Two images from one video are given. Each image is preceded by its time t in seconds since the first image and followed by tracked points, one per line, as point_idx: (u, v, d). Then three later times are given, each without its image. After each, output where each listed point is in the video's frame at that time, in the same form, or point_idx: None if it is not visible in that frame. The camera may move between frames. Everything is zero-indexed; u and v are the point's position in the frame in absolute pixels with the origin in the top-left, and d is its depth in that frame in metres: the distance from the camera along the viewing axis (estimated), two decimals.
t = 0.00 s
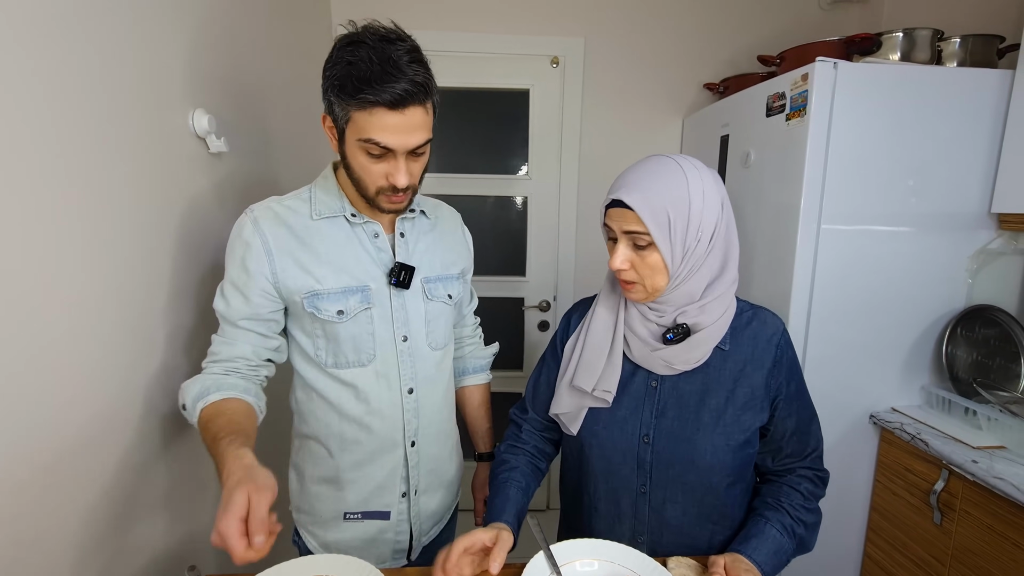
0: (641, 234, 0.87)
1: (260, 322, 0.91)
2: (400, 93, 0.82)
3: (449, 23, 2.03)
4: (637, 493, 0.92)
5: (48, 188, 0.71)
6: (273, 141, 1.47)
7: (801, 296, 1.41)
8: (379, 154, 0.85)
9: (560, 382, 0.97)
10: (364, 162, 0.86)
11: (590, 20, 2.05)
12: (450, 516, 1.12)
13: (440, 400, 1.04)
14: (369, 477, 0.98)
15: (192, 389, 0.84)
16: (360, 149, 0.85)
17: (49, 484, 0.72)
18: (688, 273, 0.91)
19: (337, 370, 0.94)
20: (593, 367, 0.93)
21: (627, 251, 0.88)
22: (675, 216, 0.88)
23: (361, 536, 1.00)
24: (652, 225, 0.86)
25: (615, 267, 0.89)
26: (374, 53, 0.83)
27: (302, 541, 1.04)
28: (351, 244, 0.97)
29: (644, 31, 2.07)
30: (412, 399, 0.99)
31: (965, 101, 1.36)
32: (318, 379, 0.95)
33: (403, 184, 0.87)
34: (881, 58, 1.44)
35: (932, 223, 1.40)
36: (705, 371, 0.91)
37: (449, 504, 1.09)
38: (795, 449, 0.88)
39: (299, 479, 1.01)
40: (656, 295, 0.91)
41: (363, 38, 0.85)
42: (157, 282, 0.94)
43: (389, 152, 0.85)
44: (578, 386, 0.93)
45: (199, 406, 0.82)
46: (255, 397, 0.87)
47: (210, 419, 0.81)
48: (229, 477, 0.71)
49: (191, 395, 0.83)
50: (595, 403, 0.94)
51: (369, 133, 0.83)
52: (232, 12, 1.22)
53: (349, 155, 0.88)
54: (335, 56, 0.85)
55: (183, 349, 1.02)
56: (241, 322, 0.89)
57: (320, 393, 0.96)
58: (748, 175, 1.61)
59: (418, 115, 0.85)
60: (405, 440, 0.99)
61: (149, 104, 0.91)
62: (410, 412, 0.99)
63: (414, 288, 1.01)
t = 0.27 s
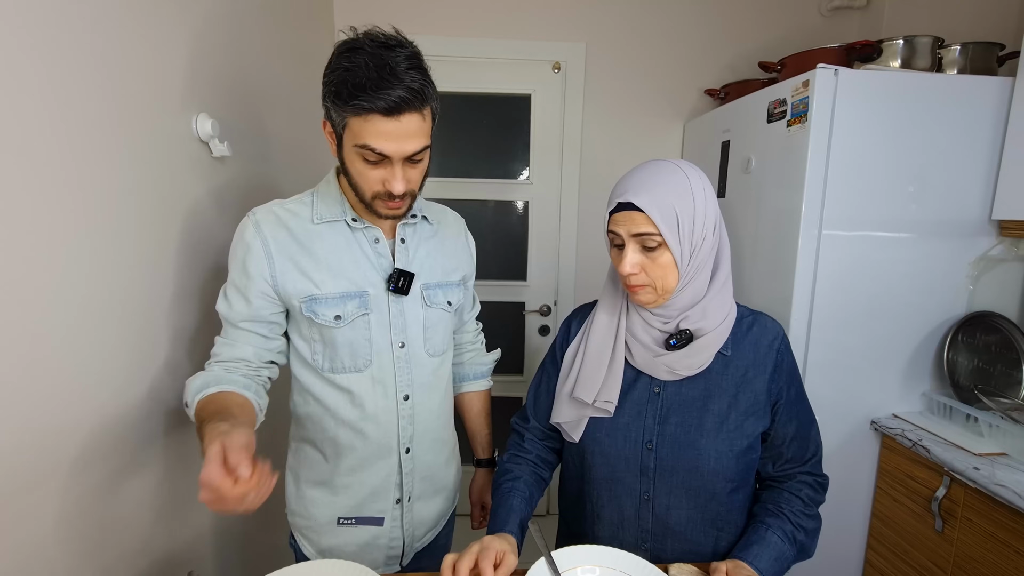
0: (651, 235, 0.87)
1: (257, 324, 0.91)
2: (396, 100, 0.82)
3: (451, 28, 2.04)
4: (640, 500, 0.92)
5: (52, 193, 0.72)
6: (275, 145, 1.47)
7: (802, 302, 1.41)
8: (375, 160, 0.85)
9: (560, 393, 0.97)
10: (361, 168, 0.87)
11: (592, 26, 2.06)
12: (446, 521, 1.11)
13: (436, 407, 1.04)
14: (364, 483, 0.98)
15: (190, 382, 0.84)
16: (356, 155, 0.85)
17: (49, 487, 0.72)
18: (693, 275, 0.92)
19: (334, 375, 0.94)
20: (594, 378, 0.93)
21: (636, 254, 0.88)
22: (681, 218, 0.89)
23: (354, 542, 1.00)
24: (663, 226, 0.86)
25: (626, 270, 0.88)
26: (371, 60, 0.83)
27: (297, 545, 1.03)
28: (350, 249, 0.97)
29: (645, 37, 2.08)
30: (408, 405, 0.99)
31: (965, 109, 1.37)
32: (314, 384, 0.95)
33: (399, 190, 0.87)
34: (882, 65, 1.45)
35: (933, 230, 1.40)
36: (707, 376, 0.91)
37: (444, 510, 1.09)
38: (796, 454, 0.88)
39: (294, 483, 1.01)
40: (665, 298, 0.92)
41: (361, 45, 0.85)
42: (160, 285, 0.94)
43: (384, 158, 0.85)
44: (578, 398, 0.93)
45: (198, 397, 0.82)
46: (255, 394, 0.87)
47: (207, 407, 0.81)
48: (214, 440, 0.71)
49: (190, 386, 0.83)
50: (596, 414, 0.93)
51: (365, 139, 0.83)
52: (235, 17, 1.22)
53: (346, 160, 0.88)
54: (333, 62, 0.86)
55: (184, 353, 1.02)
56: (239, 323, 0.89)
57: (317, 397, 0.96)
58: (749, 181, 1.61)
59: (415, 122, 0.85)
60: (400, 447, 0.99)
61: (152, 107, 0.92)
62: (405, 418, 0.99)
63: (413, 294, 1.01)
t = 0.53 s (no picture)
0: (648, 237, 0.88)
1: (257, 327, 0.91)
2: (395, 97, 0.82)
3: (453, 33, 2.05)
4: (636, 503, 0.92)
5: (55, 195, 0.72)
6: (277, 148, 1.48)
7: (803, 307, 1.41)
8: (373, 158, 0.86)
9: (558, 394, 0.97)
10: (359, 166, 0.87)
11: (593, 31, 2.07)
12: (445, 526, 1.11)
13: (435, 411, 1.04)
14: (362, 487, 0.98)
15: (196, 387, 0.86)
16: (354, 153, 0.86)
17: (51, 489, 0.72)
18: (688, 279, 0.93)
19: (333, 377, 0.94)
20: (591, 377, 0.93)
21: (632, 256, 0.89)
22: (679, 221, 0.89)
23: (352, 546, 0.99)
24: (660, 228, 0.87)
25: (621, 271, 0.89)
26: (371, 59, 0.84)
27: (295, 549, 1.03)
28: (352, 251, 0.97)
29: (646, 43, 2.09)
30: (407, 409, 0.99)
31: (965, 116, 1.37)
32: (313, 386, 0.96)
33: (396, 188, 0.87)
34: (883, 71, 1.45)
35: (933, 236, 1.41)
36: (703, 379, 0.91)
37: (444, 515, 1.09)
38: (794, 458, 0.88)
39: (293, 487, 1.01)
40: (660, 301, 0.92)
41: (362, 45, 0.86)
42: (162, 287, 0.94)
43: (382, 156, 0.85)
44: (576, 398, 0.93)
45: (202, 403, 0.84)
46: (257, 396, 0.89)
47: (212, 414, 0.83)
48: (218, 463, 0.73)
49: (196, 392, 0.85)
50: (593, 415, 0.94)
51: (363, 136, 0.84)
52: (238, 21, 1.23)
53: (345, 159, 0.88)
54: (334, 61, 0.86)
55: (186, 355, 1.02)
56: (242, 326, 0.90)
57: (316, 400, 0.96)
58: (750, 187, 1.61)
59: (413, 120, 0.85)
60: (399, 451, 0.99)
61: (155, 111, 0.92)
62: (405, 422, 0.99)
63: (414, 298, 1.01)
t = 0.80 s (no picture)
0: (641, 242, 0.88)
1: (259, 330, 0.92)
2: (397, 99, 0.83)
3: (455, 37, 2.06)
4: (630, 506, 0.91)
5: (60, 199, 0.73)
6: (279, 151, 1.48)
7: (804, 311, 1.41)
8: (376, 160, 0.86)
9: (551, 397, 0.98)
10: (362, 169, 0.87)
11: (595, 36, 2.08)
12: (446, 531, 1.11)
13: (436, 415, 1.04)
14: (362, 491, 0.98)
15: (199, 391, 0.87)
16: (358, 156, 0.86)
17: (56, 490, 0.73)
18: (680, 284, 0.93)
19: (333, 381, 0.95)
20: (585, 378, 0.94)
21: (625, 259, 0.89)
22: (673, 226, 0.90)
23: (352, 550, 1.00)
24: (654, 233, 0.87)
25: (614, 275, 0.89)
26: (373, 61, 0.84)
27: (295, 552, 1.03)
28: (353, 254, 0.98)
29: (648, 47, 2.10)
30: (408, 413, 0.99)
31: (965, 121, 1.37)
32: (313, 389, 0.96)
33: (400, 190, 0.88)
34: (883, 77, 1.46)
35: (934, 241, 1.41)
36: (695, 381, 0.92)
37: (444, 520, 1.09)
38: (788, 459, 0.88)
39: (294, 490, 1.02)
40: (649, 305, 0.92)
41: (363, 48, 0.87)
42: (165, 290, 0.95)
43: (385, 158, 0.86)
44: (570, 400, 0.94)
45: (208, 406, 0.85)
46: (261, 397, 0.90)
47: (217, 421, 0.84)
48: (242, 476, 0.73)
49: (200, 396, 0.86)
50: (586, 417, 0.94)
51: (366, 139, 0.84)
52: (242, 26, 1.24)
53: (348, 163, 0.89)
54: (336, 65, 0.87)
55: (189, 357, 1.02)
56: (246, 330, 0.91)
57: (316, 403, 0.96)
58: (751, 191, 1.62)
59: (416, 122, 0.85)
60: (399, 455, 0.99)
61: (160, 116, 0.93)
62: (405, 426, 0.99)
63: (414, 301, 1.01)
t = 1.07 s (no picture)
0: (642, 249, 0.88)
1: (263, 332, 0.92)
2: (399, 104, 0.83)
3: (458, 39, 2.06)
4: (625, 509, 0.91)
5: (66, 200, 0.74)
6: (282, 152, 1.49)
7: (806, 312, 1.41)
8: (379, 165, 0.86)
9: (545, 402, 0.97)
10: (366, 174, 0.88)
11: (597, 38, 2.08)
12: (449, 532, 1.11)
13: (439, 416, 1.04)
14: (365, 492, 0.99)
15: (205, 394, 0.87)
16: (361, 161, 0.86)
17: (61, 489, 0.73)
18: (676, 287, 0.94)
19: (336, 381, 0.95)
20: (576, 384, 0.94)
21: (626, 266, 0.89)
22: (672, 232, 0.90)
23: (355, 552, 0.99)
24: (656, 240, 0.88)
25: (615, 281, 0.88)
26: (373, 66, 0.85)
27: (297, 553, 1.03)
28: (356, 256, 0.98)
29: (650, 49, 2.10)
30: (410, 414, 0.99)
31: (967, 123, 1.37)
32: (316, 389, 0.96)
33: (404, 194, 0.88)
34: (885, 78, 1.46)
35: (936, 242, 1.41)
36: (688, 382, 0.93)
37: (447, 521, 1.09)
38: (777, 459, 0.90)
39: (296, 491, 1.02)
40: (646, 310, 0.93)
41: (363, 52, 0.87)
42: (169, 291, 0.95)
43: (388, 162, 0.86)
44: (562, 405, 0.94)
45: (215, 408, 0.85)
46: (267, 397, 0.91)
47: (226, 422, 0.84)
48: (255, 475, 0.74)
49: (206, 398, 0.86)
50: (579, 422, 0.94)
51: (369, 144, 0.84)
52: (245, 28, 1.25)
53: (351, 167, 0.89)
54: (336, 70, 0.87)
55: (193, 357, 1.03)
56: (250, 331, 0.91)
57: (319, 404, 0.96)
58: (753, 192, 1.62)
59: (418, 126, 0.86)
60: (401, 456, 1.00)
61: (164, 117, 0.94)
62: (407, 427, 0.99)
63: (417, 302, 1.01)
